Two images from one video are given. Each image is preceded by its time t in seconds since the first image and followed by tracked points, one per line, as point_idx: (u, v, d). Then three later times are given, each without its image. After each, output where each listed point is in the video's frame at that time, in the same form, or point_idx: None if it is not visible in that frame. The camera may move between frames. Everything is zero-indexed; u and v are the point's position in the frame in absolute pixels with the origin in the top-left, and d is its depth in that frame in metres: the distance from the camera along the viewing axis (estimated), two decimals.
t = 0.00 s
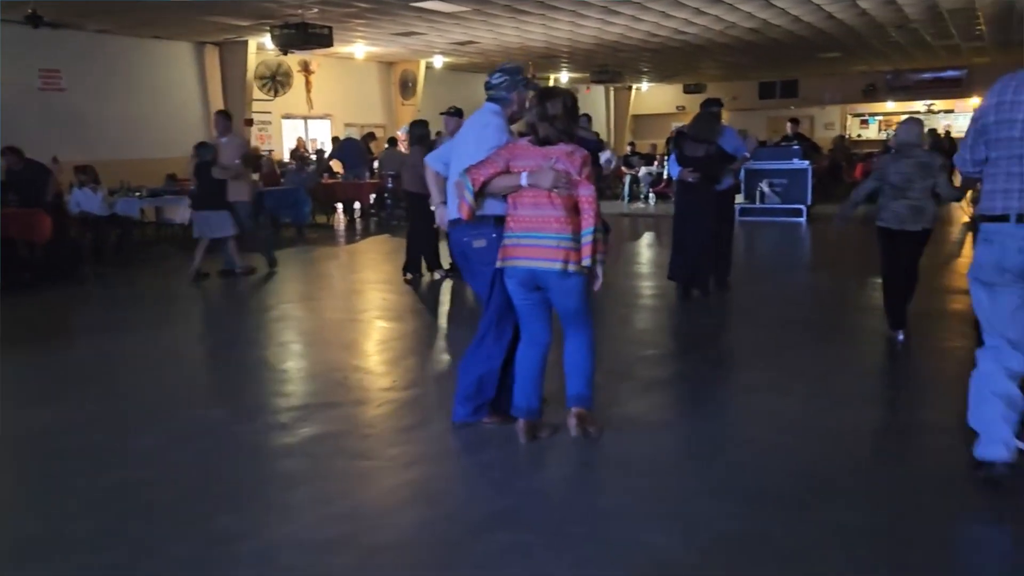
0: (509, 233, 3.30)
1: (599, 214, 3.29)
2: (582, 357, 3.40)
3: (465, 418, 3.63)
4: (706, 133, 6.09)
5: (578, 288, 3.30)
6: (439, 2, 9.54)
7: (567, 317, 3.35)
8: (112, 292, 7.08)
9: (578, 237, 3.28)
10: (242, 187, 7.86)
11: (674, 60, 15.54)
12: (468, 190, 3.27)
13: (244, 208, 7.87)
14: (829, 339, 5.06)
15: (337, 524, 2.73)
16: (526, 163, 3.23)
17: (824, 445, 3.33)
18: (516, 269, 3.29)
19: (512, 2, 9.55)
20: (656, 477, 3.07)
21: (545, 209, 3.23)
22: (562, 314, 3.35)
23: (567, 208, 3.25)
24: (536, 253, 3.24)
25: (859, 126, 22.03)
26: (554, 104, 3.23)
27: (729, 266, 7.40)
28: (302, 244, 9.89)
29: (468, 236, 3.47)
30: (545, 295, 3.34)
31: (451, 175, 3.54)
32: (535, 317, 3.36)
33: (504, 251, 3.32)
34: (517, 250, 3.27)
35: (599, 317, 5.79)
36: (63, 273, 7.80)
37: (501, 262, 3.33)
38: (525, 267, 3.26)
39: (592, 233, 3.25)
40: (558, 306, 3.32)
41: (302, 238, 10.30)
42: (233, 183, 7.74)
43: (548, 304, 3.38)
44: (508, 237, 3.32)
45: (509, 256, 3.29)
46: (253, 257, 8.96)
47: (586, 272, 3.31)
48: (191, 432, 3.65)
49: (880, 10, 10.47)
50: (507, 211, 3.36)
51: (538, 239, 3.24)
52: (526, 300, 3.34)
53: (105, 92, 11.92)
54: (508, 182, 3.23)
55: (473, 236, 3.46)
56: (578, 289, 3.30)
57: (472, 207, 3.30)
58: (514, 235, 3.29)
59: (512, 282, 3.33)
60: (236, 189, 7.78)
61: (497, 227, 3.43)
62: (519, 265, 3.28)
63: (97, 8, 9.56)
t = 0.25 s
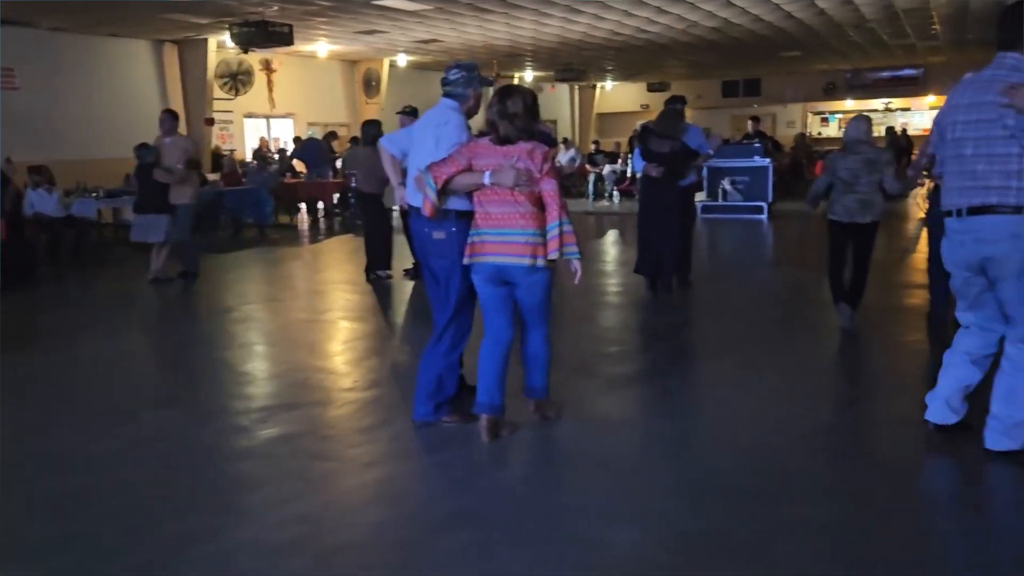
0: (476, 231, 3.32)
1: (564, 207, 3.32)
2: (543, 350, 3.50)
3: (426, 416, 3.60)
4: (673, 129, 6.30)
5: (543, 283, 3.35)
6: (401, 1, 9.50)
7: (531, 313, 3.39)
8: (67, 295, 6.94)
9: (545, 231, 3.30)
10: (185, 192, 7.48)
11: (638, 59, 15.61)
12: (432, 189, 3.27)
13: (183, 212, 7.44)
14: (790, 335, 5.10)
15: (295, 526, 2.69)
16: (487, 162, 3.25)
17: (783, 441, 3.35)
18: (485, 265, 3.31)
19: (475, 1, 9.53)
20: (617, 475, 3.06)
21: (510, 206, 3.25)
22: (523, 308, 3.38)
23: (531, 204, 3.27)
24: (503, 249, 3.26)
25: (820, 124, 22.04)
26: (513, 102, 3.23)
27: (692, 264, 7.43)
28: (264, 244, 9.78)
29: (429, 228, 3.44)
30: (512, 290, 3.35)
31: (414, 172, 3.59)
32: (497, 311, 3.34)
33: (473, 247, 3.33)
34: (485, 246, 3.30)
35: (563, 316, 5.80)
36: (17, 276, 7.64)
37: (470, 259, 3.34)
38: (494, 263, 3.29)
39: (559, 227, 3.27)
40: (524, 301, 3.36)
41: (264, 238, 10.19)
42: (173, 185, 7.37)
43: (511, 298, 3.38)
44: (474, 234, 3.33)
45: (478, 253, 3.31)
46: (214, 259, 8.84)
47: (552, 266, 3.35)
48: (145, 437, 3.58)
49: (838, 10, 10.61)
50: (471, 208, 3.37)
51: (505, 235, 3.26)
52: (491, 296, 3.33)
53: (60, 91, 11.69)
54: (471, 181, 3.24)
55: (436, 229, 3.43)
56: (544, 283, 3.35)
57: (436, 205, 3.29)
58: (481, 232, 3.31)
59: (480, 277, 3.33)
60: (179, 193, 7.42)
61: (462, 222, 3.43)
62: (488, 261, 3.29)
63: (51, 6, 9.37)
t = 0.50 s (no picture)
0: (443, 232, 3.44)
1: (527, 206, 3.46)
2: (499, 346, 3.53)
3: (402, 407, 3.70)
4: (627, 129, 6.36)
5: (509, 280, 3.47)
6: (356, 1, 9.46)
7: (494, 310, 3.50)
8: (14, 300, 6.78)
9: (508, 230, 3.43)
10: (119, 193, 7.18)
11: (595, 58, 15.72)
12: (394, 191, 3.36)
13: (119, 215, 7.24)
14: (742, 330, 5.19)
15: (249, 530, 2.67)
16: (452, 165, 3.38)
17: (735, 434, 3.41)
18: (456, 266, 3.43)
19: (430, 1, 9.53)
20: (570, 471, 3.09)
21: (474, 207, 3.39)
22: (487, 303, 3.50)
23: (494, 204, 3.40)
24: (470, 248, 3.39)
25: (773, 123, 22.50)
26: (477, 105, 3.38)
27: (648, 260, 7.51)
28: (219, 246, 9.67)
29: (392, 230, 3.49)
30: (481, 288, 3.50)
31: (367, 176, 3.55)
32: (467, 307, 3.51)
33: (441, 249, 3.45)
34: (453, 247, 3.42)
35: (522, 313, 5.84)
36: None
37: (440, 259, 3.46)
38: (465, 263, 3.41)
39: (523, 226, 3.40)
40: (491, 298, 3.49)
41: (220, 240, 10.07)
42: (108, 185, 7.05)
43: (479, 294, 3.53)
44: (443, 235, 3.45)
45: (448, 254, 3.43)
46: (166, 261, 8.71)
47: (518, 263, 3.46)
48: (96, 444, 3.51)
49: (789, 11, 10.80)
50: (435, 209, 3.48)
51: (471, 234, 3.39)
52: (462, 295, 3.48)
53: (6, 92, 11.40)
54: (436, 182, 3.35)
55: (399, 231, 3.49)
56: (510, 280, 3.47)
57: (399, 207, 3.39)
58: (448, 234, 3.43)
59: (451, 277, 3.46)
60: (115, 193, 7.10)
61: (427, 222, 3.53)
62: (459, 262, 3.42)
63: None
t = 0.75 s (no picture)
0: (403, 226, 3.46)
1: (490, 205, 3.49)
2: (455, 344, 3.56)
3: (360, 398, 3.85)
4: (583, 128, 6.50)
5: (466, 275, 3.50)
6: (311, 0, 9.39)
7: (451, 307, 3.53)
8: None
9: (471, 227, 3.46)
10: (53, 200, 6.76)
11: (553, 57, 15.78)
12: (358, 186, 3.41)
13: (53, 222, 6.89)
14: (700, 325, 5.26)
15: (201, 537, 2.65)
16: (415, 162, 3.41)
17: (689, 428, 3.46)
18: (415, 258, 3.45)
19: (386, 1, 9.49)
20: (527, 468, 3.10)
21: (436, 203, 3.41)
22: (444, 298, 3.53)
23: (457, 201, 3.43)
24: (430, 243, 3.42)
25: (729, 121, 22.84)
26: (440, 102, 3.39)
27: (607, 258, 7.56)
28: (174, 248, 9.54)
29: (362, 226, 3.55)
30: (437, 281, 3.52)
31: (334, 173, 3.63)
32: (428, 303, 3.55)
33: (400, 242, 3.47)
34: (413, 241, 3.44)
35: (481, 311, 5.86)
36: None
37: (400, 253, 3.49)
38: (424, 257, 3.44)
39: (485, 225, 3.42)
40: (448, 293, 3.51)
41: (175, 242, 9.92)
42: (39, 191, 6.67)
43: (435, 289, 3.55)
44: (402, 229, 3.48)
45: (406, 247, 3.46)
46: (119, 265, 8.56)
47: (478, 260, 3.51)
48: (43, 452, 3.44)
49: (742, 11, 10.94)
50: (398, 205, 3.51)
51: (433, 229, 3.41)
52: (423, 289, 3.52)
53: None
54: (399, 178, 3.39)
55: (370, 227, 3.55)
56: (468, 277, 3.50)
57: (363, 202, 3.44)
58: (407, 227, 3.45)
59: (411, 272, 3.49)
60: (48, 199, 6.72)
61: (388, 217, 3.57)
62: (418, 255, 3.44)
63: None
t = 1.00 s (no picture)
0: (361, 227, 3.56)
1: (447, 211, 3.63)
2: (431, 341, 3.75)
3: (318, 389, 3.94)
4: (547, 130, 6.53)
5: (429, 277, 3.65)
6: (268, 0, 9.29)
7: (421, 307, 3.69)
8: None
9: (429, 232, 3.59)
10: None
11: (512, 58, 15.79)
12: (322, 188, 3.52)
13: None
14: (660, 324, 5.32)
15: (156, 546, 2.60)
16: (377, 164, 3.51)
17: (650, 426, 3.50)
18: (373, 261, 3.56)
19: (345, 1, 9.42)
20: (488, 469, 3.11)
21: (395, 206, 3.52)
22: (415, 300, 3.68)
23: (416, 205, 3.55)
24: (386, 245, 3.52)
25: (687, 121, 23.08)
26: (404, 106, 3.48)
27: (569, 257, 7.59)
28: (129, 252, 9.36)
29: (331, 228, 3.69)
30: (401, 282, 3.64)
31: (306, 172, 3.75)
32: (392, 305, 3.65)
33: (356, 243, 3.57)
34: (370, 242, 3.55)
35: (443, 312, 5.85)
36: None
37: (355, 253, 3.58)
38: (383, 260, 3.54)
39: (442, 231, 3.58)
40: (416, 294, 3.66)
41: (129, 246, 9.74)
42: None
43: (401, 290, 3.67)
44: (361, 229, 3.57)
45: (363, 248, 3.56)
46: (71, 269, 8.37)
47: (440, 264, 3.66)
48: None
49: (699, 13, 11.06)
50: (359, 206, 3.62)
51: (391, 232, 3.52)
52: (383, 291, 3.61)
53: None
54: (361, 180, 3.49)
55: (346, 230, 3.68)
56: (431, 279, 3.66)
57: (327, 204, 3.56)
58: (367, 229, 3.55)
59: (374, 275, 3.58)
60: None
61: (349, 219, 3.69)
62: (376, 257, 3.55)
63: None
